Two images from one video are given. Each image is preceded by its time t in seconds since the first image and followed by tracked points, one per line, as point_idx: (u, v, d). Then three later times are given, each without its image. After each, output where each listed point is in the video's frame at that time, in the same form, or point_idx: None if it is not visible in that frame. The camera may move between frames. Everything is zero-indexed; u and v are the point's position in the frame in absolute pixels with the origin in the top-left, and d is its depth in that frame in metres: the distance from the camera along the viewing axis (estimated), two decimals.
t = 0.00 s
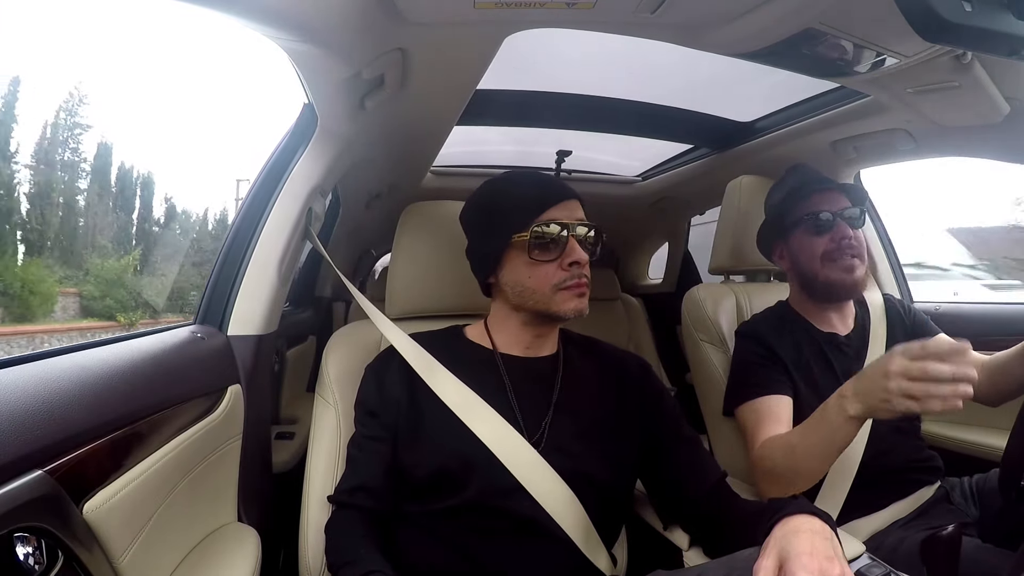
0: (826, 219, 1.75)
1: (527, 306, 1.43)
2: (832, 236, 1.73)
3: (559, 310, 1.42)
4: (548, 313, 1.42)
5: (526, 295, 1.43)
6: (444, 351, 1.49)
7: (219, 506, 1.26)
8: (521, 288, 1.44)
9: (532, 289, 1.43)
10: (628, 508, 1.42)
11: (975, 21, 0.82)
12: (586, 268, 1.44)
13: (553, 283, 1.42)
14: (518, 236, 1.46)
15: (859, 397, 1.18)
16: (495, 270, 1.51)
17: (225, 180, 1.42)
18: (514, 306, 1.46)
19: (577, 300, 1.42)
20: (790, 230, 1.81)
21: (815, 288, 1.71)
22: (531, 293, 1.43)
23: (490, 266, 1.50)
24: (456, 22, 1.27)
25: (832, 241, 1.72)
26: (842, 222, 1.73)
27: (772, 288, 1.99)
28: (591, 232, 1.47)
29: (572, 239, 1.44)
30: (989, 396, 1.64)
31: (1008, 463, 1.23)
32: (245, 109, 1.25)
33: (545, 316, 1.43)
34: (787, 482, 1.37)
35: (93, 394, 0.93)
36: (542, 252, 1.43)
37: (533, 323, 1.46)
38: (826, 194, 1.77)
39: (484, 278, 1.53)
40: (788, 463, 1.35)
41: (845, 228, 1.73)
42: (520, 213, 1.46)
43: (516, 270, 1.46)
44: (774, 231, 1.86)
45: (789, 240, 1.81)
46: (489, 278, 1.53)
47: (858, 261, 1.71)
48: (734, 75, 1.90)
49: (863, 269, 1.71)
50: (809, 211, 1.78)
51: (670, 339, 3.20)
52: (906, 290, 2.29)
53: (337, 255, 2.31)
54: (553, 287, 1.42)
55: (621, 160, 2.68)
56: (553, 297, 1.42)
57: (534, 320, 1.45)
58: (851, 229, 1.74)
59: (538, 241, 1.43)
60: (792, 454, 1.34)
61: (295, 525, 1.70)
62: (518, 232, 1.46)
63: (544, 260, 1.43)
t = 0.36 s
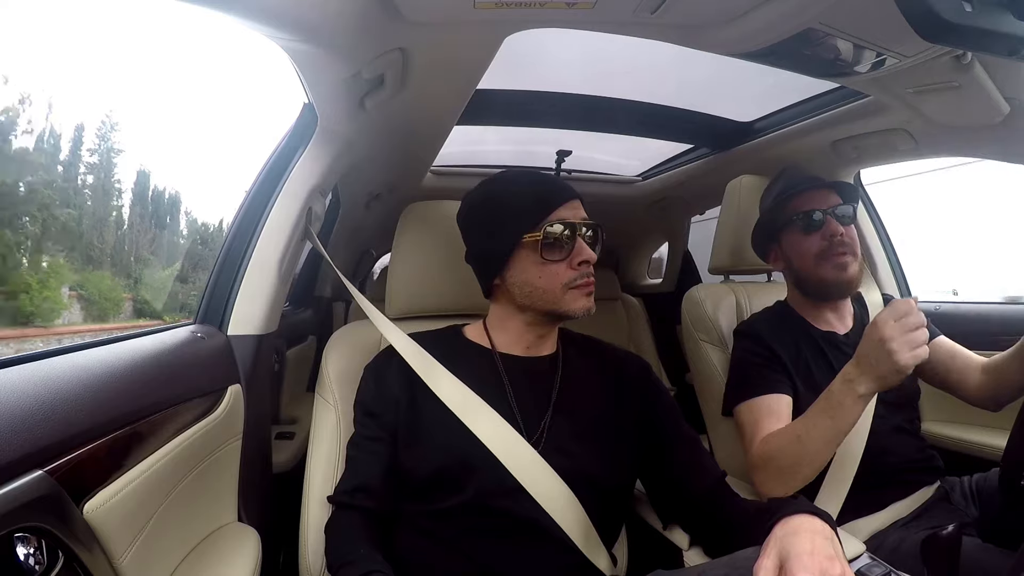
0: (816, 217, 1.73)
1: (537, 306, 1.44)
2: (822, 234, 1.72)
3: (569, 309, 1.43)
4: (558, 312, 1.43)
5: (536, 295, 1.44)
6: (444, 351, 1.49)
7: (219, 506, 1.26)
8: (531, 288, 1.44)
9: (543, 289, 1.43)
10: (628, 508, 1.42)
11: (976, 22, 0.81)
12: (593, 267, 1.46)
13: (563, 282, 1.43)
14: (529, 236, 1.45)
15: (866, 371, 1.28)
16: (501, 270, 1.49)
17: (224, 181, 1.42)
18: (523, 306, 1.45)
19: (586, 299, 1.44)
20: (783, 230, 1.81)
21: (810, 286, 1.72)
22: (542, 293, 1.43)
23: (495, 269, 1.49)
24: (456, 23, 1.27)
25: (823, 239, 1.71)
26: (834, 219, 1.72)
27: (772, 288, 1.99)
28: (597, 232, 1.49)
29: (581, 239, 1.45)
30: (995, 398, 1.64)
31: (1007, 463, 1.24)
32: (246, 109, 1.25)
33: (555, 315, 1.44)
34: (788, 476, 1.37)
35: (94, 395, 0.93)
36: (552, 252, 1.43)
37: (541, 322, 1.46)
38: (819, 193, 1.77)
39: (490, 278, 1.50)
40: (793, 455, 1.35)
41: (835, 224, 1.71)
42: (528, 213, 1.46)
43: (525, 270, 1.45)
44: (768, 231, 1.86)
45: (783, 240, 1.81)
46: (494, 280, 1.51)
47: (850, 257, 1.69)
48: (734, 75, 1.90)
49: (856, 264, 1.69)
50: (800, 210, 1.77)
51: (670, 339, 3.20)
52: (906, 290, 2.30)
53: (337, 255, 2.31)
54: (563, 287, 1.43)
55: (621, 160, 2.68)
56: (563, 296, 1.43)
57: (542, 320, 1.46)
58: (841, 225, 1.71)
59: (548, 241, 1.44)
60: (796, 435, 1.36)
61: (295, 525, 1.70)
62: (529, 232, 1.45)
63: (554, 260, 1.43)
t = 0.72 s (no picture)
0: (822, 215, 1.73)
1: (536, 305, 1.44)
2: (830, 231, 1.72)
3: (569, 308, 1.43)
4: (558, 311, 1.44)
5: (536, 293, 1.44)
6: (445, 351, 1.49)
7: (218, 505, 1.26)
8: (531, 286, 1.45)
9: (543, 288, 1.44)
10: (628, 507, 1.43)
11: (976, 22, 0.81)
12: (594, 267, 1.46)
13: (564, 281, 1.43)
14: (529, 235, 1.46)
15: (943, 375, 1.29)
16: (502, 269, 1.49)
17: (224, 181, 1.42)
18: (523, 305, 1.46)
19: (586, 298, 1.44)
20: (786, 228, 1.79)
21: (815, 284, 1.73)
22: (541, 292, 1.44)
23: (497, 267, 1.49)
24: (456, 23, 1.27)
25: (832, 236, 1.71)
26: (839, 217, 1.73)
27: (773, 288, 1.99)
28: (597, 231, 1.48)
29: (580, 238, 1.44)
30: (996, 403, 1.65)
31: (1006, 464, 1.25)
32: (245, 109, 1.25)
33: (555, 314, 1.44)
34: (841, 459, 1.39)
35: (94, 395, 0.93)
36: (552, 251, 1.44)
37: (540, 321, 1.47)
38: (820, 191, 1.77)
39: (491, 277, 1.51)
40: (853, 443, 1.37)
41: (841, 221, 1.73)
42: (528, 212, 1.46)
43: (526, 267, 1.46)
44: (771, 230, 1.84)
45: (787, 239, 1.79)
46: (496, 279, 1.51)
47: (857, 253, 1.71)
48: (733, 75, 1.90)
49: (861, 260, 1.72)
50: (805, 208, 1.76)
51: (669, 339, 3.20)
52: (908, 292, 2.34)
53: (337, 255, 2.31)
54: (563, 285, 1.43)
55: (621, 160, 2.68)
56: (564, 295, 1.43)
57: (542, 318, 1.46)
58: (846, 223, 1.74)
59: (549, 240, 1.44)
60: (851, 418, 1.38)
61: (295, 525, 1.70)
62: (528, 232, 1.46)
63: (555, 259, 1.44)
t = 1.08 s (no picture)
0: (820, 218, 1.79)
1: (535, 303, 1.44)
2: (828, 233, 1.77)
3: (569, 308, 1.43)
4: (557, 309, 1.43)
5: (535, 291, 1.44)
6: (445, 351, 1.49)
7: (218, 506, 1.26)
8: (530, 284, 1.45)
9: (543, 286, 1.43)
10: (628, 507, 1.42)
11: (976, 21, 0.81)
12: (593, 268, 1.46)
13: (563, 280, 1.43)
14: (530, 232, 1.45)
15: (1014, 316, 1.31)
16: (502, 267, 1.50)
17: (223, 180, 1.42)
18: (521, 303, 1.46)
19: (585, 298, 1.43)
20: (788, 231, 1.85)
21: (818, 284, 1.76)
22: (540, 290, 1.43)
23: (498, 263, 1.50)
24: (456, 23, 1.27)
25: (829, 238, 1.76)
26: (838, 219, 1.78)
27: (772, 288, 2.00)
28: (598, 233, 1.47)
29: (581, 238, 1.44)
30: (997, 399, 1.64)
31: (1006, 464, 1.24)
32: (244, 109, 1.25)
33: (554, 313, 1.44)
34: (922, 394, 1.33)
35: (94, 395, 0.93)
36: (552, 250, 1.43)
37: (538, 320, 1.46)
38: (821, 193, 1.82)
39: (492, 276, 1.52)
40: (932, 373, 1.32)
41: (840, 223, 1.78)
42: (529, 211, 1.46)
43: (525, 265, 1.46)
44: (773, 233, 1.90)
45: (789, 240, 1.84)
46: (496, 277, 1.53)
47: (857, 253, 1.75)
48: (733, 74, 1.90)
49: (864, 259, 1.75)
50: (804, 211, 1.82)
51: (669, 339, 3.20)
52: (908, 292, 2.34)
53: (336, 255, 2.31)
54: (563, 284, 1.43)
55: (621, 160, 2.68)
56: (563, 295, 1.43)
57: (541, 317, 1.46)
58: (846, 224, 1.78)
59: (551, 239, 1.43)
60: (930, 355, 1.34)
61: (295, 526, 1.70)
62: (530, 228, 1.46)
63: (555, 257, 1.43)
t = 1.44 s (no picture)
0: (819, 218, 1.79)
1: (512, 305, 1.44)
2: (825, 233, 1.78)
3: (545, 308, 1.42)
4: (534, 310, 1.43)
5: (511, 294, 1.45)
6: (443, 351, 1.49)
7: (218, 506, 1.26)
8: (506, 287, 1.46)
9: (518, 288, 1.44)
10: (628, 507, 1.43)
11: (977, 21, 0.81)
12: (570, 264, 1.45)
13: (537, 280, 1.43)
14: (499, 237, 1.47)
15: (1001, 321, 1.37)
16: (482, 272, 1.52)
17: (224, 181, 1.42)
18: (501, 306, 1.47)
19: (563, 296, 1.43)
20: (787, 231, 1.86)
21: (816, 283, 1.77)
22: (515, 292, 1.44)
23: (481, 265, 1.51)
24: (457, 23, 1.27)
25: (827, 237, 1.77)
26: (836, 219, 1.79)
27: (771, 287, 1.99)
28: (573, 229, 1.47)
29: (554, 237, 1.44)
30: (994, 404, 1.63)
31: (1006, 464, 1.24)
32: (245, 108, 1.25)
33: (534, 315, 1.44)
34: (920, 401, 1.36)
35: (95, 395, 0.93)
36: (524, 251, 1.43)
37: (521, 322, 1.46)
38: (819, 193, 1.83)
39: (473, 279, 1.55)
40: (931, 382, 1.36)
41: (837, 222, 1.78)
42: (501, 214, 1.48)
43: (500, 270, 1.47)
44: (772, 233, 1.91)
45: (788, 241, 1.85)
46: (478, 281, 1.56)
47: (855, 252, 1.75)
48: (733, 74, 1.90)
49: (861, 258, 1.75)
50: (802, 211, 1.83)
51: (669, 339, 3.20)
52: (907, 291, 2.34)
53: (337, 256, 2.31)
54: (536, 285, 1.43)
55: (621, 160, 2.67)
56: (539, 295, 1.42)
57: (523, 318, 1.45)
58: (843, 223, 1.79)
59: (519, 241, 1.44)
60: (927, 363, 1.37)
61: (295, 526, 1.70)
62: (499, 233, 1.47)
63: (527, 259, 1.43)
